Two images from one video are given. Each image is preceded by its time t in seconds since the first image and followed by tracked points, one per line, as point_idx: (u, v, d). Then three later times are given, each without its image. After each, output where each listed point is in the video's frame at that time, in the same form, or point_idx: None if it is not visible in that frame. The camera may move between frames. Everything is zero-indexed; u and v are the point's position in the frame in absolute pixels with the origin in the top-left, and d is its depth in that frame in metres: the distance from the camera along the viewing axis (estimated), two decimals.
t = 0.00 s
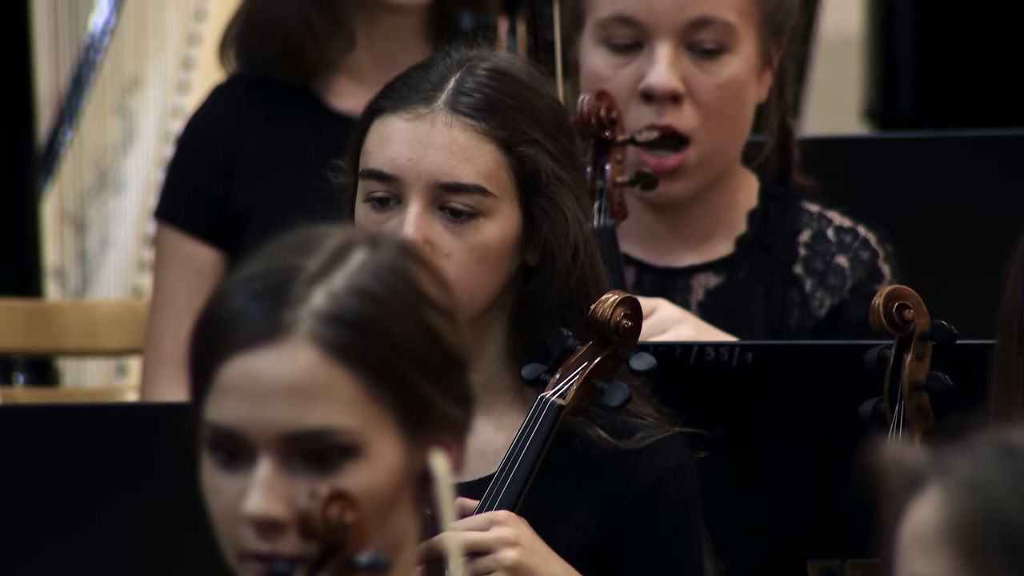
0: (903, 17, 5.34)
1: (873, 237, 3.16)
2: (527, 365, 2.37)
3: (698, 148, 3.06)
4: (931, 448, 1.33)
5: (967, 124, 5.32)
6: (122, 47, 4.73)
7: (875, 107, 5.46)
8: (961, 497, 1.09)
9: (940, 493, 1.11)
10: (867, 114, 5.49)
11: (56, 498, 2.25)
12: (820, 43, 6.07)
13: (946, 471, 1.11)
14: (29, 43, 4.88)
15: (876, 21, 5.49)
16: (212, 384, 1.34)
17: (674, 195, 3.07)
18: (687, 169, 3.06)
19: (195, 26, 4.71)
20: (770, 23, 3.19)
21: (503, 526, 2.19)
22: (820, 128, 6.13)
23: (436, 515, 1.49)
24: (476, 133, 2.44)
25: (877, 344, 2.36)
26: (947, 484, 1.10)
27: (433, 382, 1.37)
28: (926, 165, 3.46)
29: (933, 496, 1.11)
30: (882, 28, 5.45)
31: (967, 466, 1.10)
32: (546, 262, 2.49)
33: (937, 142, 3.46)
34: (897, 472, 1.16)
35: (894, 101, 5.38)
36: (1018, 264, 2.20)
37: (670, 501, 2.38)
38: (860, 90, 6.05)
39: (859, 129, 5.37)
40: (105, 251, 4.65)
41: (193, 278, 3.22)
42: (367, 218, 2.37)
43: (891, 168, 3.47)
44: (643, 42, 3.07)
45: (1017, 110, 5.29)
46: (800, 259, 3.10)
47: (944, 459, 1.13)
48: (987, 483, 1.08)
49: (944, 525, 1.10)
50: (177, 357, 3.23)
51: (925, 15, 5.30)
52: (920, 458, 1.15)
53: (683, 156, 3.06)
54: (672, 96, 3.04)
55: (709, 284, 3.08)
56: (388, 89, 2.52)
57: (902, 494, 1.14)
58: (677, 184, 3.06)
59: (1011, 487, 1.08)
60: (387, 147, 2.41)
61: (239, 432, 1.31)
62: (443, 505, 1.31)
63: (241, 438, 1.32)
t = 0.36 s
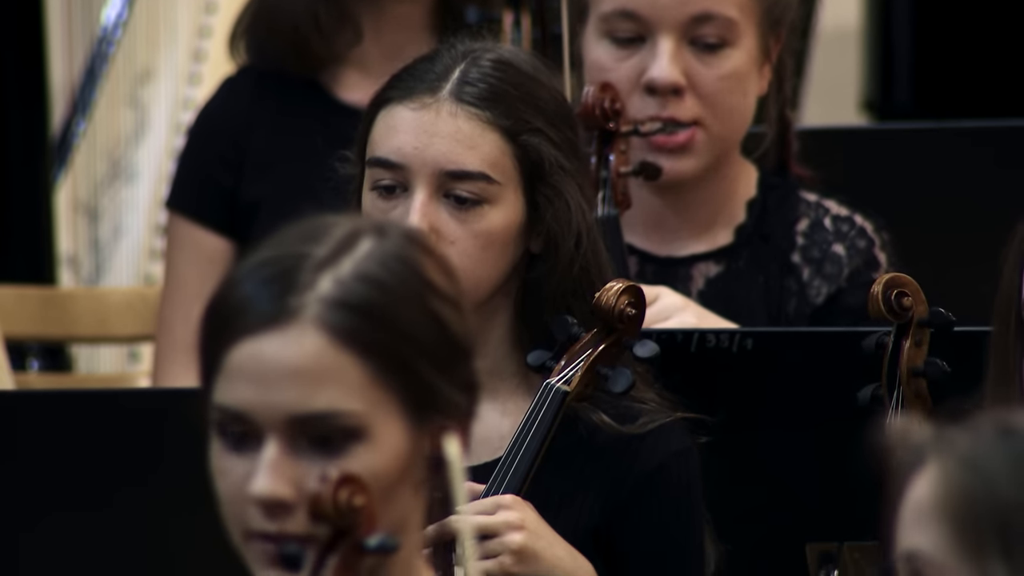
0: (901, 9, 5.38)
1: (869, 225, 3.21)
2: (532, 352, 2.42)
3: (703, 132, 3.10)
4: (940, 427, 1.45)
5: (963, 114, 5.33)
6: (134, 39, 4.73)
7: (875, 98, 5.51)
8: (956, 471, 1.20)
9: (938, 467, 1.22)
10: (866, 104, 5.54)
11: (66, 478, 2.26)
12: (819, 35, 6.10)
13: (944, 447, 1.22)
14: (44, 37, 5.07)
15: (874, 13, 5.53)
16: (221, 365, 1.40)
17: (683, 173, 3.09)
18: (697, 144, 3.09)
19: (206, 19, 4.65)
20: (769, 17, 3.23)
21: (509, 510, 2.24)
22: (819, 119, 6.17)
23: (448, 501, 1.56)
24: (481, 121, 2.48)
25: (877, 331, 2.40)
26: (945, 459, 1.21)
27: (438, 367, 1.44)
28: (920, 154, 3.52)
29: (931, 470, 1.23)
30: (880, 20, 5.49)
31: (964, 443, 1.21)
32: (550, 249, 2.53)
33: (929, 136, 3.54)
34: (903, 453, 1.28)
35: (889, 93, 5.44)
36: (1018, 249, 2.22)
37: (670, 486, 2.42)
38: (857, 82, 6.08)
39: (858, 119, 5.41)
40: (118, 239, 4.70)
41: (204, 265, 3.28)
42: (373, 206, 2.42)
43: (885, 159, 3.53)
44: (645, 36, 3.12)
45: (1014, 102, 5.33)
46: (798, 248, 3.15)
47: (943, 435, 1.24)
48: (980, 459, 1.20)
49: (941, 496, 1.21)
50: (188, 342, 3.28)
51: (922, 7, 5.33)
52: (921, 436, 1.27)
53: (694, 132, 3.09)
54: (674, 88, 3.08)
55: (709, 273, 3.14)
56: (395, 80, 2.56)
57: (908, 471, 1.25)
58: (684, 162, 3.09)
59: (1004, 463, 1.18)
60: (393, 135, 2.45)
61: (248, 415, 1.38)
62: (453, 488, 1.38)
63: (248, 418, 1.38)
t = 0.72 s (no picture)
0: (895, 1, 5.43)
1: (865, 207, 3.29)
2: (534, 338, 2.47)
3: (703, 126, 3.16)
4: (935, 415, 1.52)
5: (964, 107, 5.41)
6: (144, 32, 4.81)
7: (871, 90, 5.56)
8: (959, 456, 1.26)
9: (938, 451, 1.28)
10: (863, 97, 5.60)
11: (71, 463, 2.26)
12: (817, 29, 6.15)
13: (946, 432, 1.28)
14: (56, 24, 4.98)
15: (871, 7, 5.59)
16: (238, 338, 1.60)
17: (679, 174, 3.16)
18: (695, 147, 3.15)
19: (215, 12, 4.74)
20: (770, 10, 3.29)
21: (511, 495, 2.30)
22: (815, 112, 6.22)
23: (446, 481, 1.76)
24: (487, 111, 2.53)
25: (867, 320, 2.46)
26: (947, 443, 1.27)
27: (448, 350, 1.67)
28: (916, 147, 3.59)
29: (933, 454, 1.28)
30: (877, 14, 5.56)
31: (965, 429, 1.27)
32: (551, 240, 2.59)
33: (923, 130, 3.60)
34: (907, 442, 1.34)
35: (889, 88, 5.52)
36: (1018, 235, 2.27)
37: (669, 465, 2.49)
38: (853, 72, 6.13)
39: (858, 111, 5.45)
40: (130, 229, 4.75)
41: (215, 251, 3.31)
42: (379, 191, 2.47)
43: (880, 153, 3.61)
44: (650, 25, 3.17)
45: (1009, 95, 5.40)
46: (798, 230, 3.21)
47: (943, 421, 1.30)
48: (982, 444, 1.25)
49: (942, 479, 1.27)
50: (199, 329, 3.32)
51: None
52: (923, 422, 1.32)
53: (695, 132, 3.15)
54: (679, 75, 3.14)
55: (709, 255, 3.18)
56: (404, 69, 2.61)
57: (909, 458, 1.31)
58: (679, 163, 3.15)
59: (1005, 448, 1.24)
60: (401, 122, 2.51)
61: (261, 383, 1.57)
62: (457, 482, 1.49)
63: (264, 390, 1.57)
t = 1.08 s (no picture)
0: None
1: (864, 202, 3.30)
2: (542, 327, 2.53)
3: (697, 120, 3.22)
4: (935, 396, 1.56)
5: (957, 98, 5.48)
6: (155, 26, 4.91)
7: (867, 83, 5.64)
8: (957, 444, 1.30)
9: (936, 439, 1.32)
10: (860, 90, 5.67)
11: (77, 450, 2.26)
12: (813, 22, 6.24)
13: (943, 420, 1.32)
14: (66, 19, 4.90)
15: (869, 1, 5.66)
16: (244, 329, 1.77)
17: (676, 165, 3.22)
18: (689, 140, 3.22)
19: (225, 6, 4.80)
20: (770, 7, 3.34)
21: (517, 480, 2.35)
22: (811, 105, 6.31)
23: (456, 466, 1.93)
24: (489, 108, 2.61)
25: (864, 308, 2.50)
26: (945, 433, 1.32)
27: (450, 337, 1.85)
28: (913, 137, 3.64)
29: (931, 442, 1.33)
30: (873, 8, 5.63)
31: (961, 417, 1.31)
32: (555, 230, 2.65)
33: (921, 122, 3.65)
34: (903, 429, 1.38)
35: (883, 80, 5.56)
36: (1007, 226, 2.31)
37: (672, 455, 2.52)
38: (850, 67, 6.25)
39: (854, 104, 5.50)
40: (141, 219, 4.81)
41: (222, 244, 3.36)
42: (385, 189, 2.55)
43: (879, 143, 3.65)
44: (649, 20, 3.23)
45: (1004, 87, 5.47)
46: (797, 223, 3.23)
47: (940, 410, 1.34)
48: (978, 433, 1.30)
49: (939, 467, 1.32)
50: (209, 314, 3.35)
51: None
52: (920, 410, 1.37)
53: (686, 127, 3.22)
54: (674, 69, 3.21)
55: (710, 247, 3.23)
56: (406, 68, 2.69)
57: (908, 445, 1.36)
58: (676, 154, 3.21)
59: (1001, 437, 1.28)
60: (404, 121, 2.59)
61: (268, 373, 1.74)
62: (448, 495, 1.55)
63: (268, 377, 1.74)
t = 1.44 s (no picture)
0: None
1: (861, 191, 3.35)
2: (544, 314, 2.63)
3: (704, 115, 3.29)
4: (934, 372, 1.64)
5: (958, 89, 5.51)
6: (168, 20, 5.00)
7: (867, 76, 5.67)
8: (952, 420, 1.35)
9: (932, 416, 1.36)
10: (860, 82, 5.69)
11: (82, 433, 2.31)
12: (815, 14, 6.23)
13: (942, 398, 1.37)
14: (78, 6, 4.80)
15: None
16: (254, 316, 1.93)
17: (678, 161, 3.29)
18: (695, 137, 3.28)
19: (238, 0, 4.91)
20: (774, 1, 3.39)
21: (521, 465, 2.42)
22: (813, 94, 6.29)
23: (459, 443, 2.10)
24: (493, 99, 2.76)
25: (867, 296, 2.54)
26: (941, 409, 1.36)
27: (455, 322, 2.01)
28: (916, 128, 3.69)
29: (928, 419, 1.37)
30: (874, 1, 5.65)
31: (960, 396, 1.36)
32: (559, 218, 2.77)
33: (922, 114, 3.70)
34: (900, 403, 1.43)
35: (880, 71, 5.55)
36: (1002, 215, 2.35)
37: (671, 439, 2.62)
38: (849, 59, 6.24)
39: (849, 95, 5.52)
40: (154, 210, 4.88)
41: (231, 232, 3.40)
42: (392, 177, 2.69)
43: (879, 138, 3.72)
44: (658, 12, 3.28)
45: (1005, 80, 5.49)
46: (796, 213, 3.29)
47: (941, 388, 1.38)
48: (975, 412, 1.34)
49: (936, 442, 1.35)
50: (216, 304, 3.39)
51: None
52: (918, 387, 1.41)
53: (693, 123, 3.29)
54: (683, 62, 3.27)
55: (711, 238, 3.28)
56: (412, 60, 2.84)
57: (905, 419, 1.39)
58: (679, 151, 3.28)
59: (999, 418, 1.32)
60: (408, 112, 2.74)
61: (278, 359, 1.88)
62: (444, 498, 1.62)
63: (280, 363, 1.88)
